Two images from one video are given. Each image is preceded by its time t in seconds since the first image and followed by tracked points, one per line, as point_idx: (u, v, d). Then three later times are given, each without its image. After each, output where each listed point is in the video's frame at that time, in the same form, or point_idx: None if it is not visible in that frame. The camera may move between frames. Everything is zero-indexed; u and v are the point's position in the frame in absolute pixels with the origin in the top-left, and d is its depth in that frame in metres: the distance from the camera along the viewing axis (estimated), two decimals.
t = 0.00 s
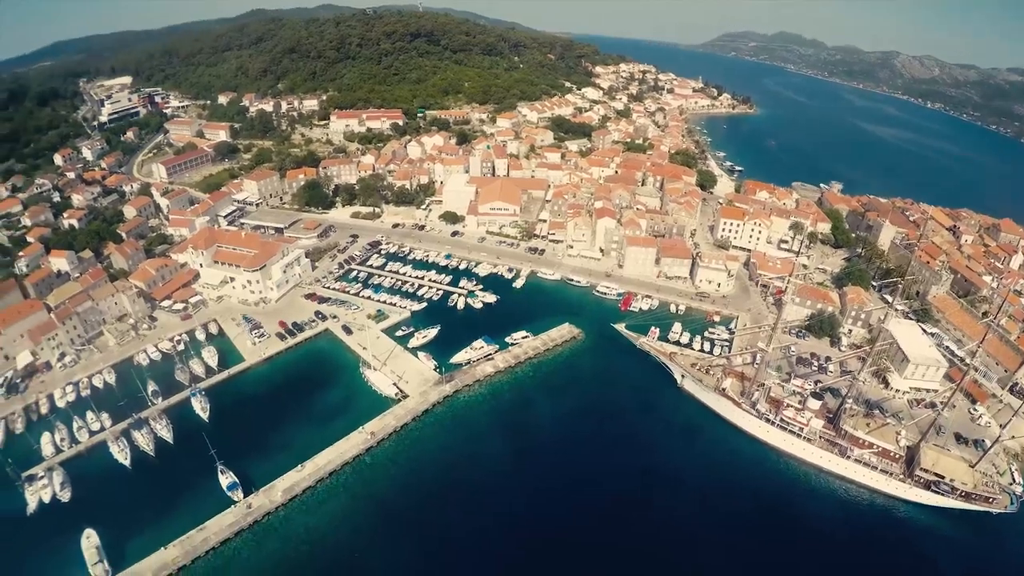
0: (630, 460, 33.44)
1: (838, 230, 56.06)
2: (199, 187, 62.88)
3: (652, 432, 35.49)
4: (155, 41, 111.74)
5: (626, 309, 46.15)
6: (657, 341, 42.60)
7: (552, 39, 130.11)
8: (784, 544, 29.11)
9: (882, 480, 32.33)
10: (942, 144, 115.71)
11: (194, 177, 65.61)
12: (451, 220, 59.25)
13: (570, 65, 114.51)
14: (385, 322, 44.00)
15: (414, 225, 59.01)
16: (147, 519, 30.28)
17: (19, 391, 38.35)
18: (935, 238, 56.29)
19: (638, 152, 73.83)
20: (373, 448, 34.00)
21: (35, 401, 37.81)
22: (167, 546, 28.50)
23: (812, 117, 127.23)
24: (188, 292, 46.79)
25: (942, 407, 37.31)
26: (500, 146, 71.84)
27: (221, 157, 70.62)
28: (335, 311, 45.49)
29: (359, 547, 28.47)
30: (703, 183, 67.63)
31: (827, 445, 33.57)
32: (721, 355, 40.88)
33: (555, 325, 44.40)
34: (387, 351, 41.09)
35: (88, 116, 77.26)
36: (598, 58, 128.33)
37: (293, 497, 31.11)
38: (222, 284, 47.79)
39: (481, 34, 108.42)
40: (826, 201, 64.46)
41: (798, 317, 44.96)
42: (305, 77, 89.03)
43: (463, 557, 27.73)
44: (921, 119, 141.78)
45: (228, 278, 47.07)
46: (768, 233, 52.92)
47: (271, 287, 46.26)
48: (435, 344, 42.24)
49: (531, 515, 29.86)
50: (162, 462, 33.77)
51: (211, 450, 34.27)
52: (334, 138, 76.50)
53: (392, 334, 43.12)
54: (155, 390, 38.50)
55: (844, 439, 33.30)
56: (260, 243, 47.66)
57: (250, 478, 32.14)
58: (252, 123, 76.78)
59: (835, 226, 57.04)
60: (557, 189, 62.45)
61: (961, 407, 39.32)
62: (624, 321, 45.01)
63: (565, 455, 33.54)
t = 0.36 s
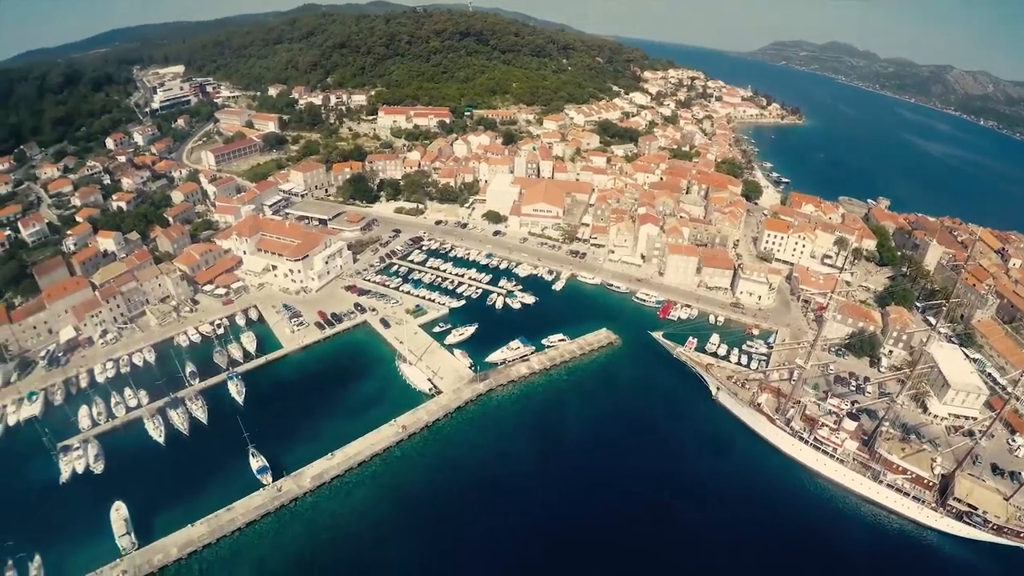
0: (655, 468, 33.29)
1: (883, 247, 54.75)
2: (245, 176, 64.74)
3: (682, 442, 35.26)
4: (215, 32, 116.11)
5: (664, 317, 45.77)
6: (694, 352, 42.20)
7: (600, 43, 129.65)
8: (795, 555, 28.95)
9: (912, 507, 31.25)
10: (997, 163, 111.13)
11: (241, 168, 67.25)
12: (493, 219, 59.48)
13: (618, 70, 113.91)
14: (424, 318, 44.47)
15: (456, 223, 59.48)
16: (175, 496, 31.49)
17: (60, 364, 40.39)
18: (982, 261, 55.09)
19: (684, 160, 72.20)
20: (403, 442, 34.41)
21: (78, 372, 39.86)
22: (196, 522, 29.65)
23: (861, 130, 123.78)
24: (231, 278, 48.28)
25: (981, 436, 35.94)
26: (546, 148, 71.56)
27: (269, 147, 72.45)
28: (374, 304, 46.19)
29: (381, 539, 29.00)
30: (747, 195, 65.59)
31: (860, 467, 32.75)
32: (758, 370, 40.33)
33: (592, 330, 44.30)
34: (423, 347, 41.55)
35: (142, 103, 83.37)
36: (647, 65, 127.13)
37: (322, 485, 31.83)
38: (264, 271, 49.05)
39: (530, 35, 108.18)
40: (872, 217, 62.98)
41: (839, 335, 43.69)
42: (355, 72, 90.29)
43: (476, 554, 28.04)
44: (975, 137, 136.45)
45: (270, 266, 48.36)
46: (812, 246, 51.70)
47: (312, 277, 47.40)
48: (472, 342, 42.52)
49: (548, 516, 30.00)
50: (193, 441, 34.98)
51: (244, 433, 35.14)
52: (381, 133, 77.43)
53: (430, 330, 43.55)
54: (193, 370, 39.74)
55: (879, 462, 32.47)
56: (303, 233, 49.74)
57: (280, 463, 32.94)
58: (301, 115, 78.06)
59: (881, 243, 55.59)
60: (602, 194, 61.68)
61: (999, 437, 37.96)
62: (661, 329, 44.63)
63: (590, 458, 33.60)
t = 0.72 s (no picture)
0: (681, 478, 32.99)
1: (930, 267, 52.98)
2: (293, 167, 66.28)
3: (715, 455, 34.78)
4: (275, 25, 120.05)
5: (703, 327, 45.32)
6: (731, 364, 41.65)
7: (651, 47, 128.03)
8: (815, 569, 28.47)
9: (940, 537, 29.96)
10: None
11: (290, 159, 69.32)
12: (537, 221, 59.90)
13: (668, 75, 110.60)
14: (462, 316, 44.93)
15: (500, 223, 59.97)
16: (206, 477, 32.85)
17: (102, 340, 42.67)
18: None
19: (730, 169, 69.43)
20: (434, 437, 34.88)
21: (120, 349, 41.97)
22: (223, 501, 31.01)
23: (915, 146, 119.29)
24: (274, 266, 49.97)
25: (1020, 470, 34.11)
26: (592, 151, 70.87)
27: (318, 140, 74.72)
28: (413, 299, 46.93)
29: (401, 532, 29.50)
30: (793, 207, 63.98)
31: (892, 493, 31.65)
32: (796, 387, 39.54)
33: (630, 336, 44.08)
34: (460, 344, 41.98)
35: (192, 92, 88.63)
36: (697, 71, 123.08)
37: (350, 474, 32.66)
38: (307, 261, 50.74)
39: (581, 38, 106.97)
40: (918, 235, 60.96)
41: (879, 356, 42.77)
42: (405, 68, 91.25)
43: (493, 552, 28.31)
44: None
45: (313, 256, 50.11)
46: (858, 263, 50.47)
47: (354, 269, 48.38)
48: (508, 342, 42.74)
49: (568, 518, 30.07)
50: (226, 423, 36.16)
51: (278, 419, 36.20)
52: (428, 130, 78.21)
53: (468, 328, 43.95)
54: (232, 355, 41.03)
55: (912, 489, 31.36)
56: (346, 226, 51.31)
57: (312, 450, 33.90)
58: (350, 110, 80.11)
59: (929, 263, 53.72)
60: (646, 200, 60.95)
61: None
62: (699, 340, 44.18)
63: (618, 463, 33.49)
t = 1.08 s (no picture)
0: (703, 485, 33.05)
1: (977, 290, 51.19)
2: (340, 159, 69.44)
3: (744, 469, 34.39)
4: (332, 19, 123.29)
5: (742, 340, 44.76)
6: (768, 379, 41.00)
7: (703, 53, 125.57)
8: None
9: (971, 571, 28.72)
10: None
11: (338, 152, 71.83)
12: (580, 224, 59.70)
13: (718, 82, 105.13)
14: (502, 315, 45.68)
15: (544, 224, 60.22)
16: (236, 457, 34.77)
17: (144, 320, 45.90)
18: None
19: (777, 180, 67.50)
20: (467, 433, 35.76)
21: (163, 329, 44.83)
22: (252, 483, 32.74)
23: (977, 165, 113.44)
24: (317, 255, 52.62)
25: None
26: (639, 157, 69.56)
27: (366, 134, 77.16)
28: (453, 296, 47.97)
29: (423, 527, 30.38)
30: (838, 221, 62.42)
31: (923, 521, 30.56)
32: (832, 406, 38.72)
33: (669, 345, 43.88)
34: (497, 343, 42.78)
35: (243, 83, 93.07)
36: (746, 79, 118.46)
37: (382, 464, 33.87)
38: (350, 253, 52.95)
39: (631, 41, 104.12)
40: (967, 258, 58.91)
41: (920, 380, 41.70)
42: (454, 66, 91.56)
43: (511, 549, 28.97)
44: None
45: (356, 249, 52.37)
46: (903, 283, 49.22)
47: (395, 263, 50.42)
48: (546, 343, 43.20)
49: (584, 519, 30.52)
50: (261, 406, 38.15)
51: (313, 406, 37.85)
52: (475, 129, 78.70)
53: (506, 327, 44.55)
54: (271, 340, 43.30)
55: (943, 519, 30.08)
56: (390, 221, 52.98)
57: (344, 439, 35.22)
58: (398, 106, 81.80)
59: (976, 285, 52.01)
60: (691, 208, 60.01)
61: None
62: (737, 352, 43.64)
63: (641, 470, 33.57)
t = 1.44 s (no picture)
0: (725, 493, 33.84)
1: None
2: (391, 153, 71.65)
3: (774, 485, 34.49)
4: (391, 15, 126.45)
5: (784, 357, 44.36)
6: (809, 399, 40.54)
7: (758, 62, 122.83)
8: None
9: None
10: None
11: (388, 147, 73.96)
12: (627, 230, 59.87)
13: (773, 91, 102.55)
14: (544, 316, 47.10)
15: (591, 228, 60.74)
16: (268, 441, 37.37)
17: (191, 301, 49.96)
18: None
19: (828, 196, 65.36)
20: (501, 432, 37.58)
21: (209, 312, 48.58)
22: (286, 466, 35.34)
23: None
24: (364, 248, 55.65)
25: None
26: (690, 164, 68.42)
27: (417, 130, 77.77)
28: (495, 295, 49.95)
29: (443, 521, 32.20)
30: (889, 239, 61.05)
31: (955, 555, 29.60)
32: (871, 431, 38.04)
33: (711, 356, 44.26)
34: (538, 345, 44.31)
35: (299, 76, 98.29)
36: (802, 91, 114.02)
37: (416, 456, 35.95)
38: (396, 247, 55.24)
39: (686, 48, 101.74)
40: None
41: (965, 409, 40.26)
42: (508, 66, 91.80)
43: (527, 548, 30.47)
44: None
45: (403, 243, 54.16)
46: (953, 307, 47.71)
47: (441, 259, 52.51)
48: (586, 348, 44.38)
49: (601, 523, 31.69)
50: (300, 391, 40.96)
51: (350, 395, 40.33)
52: (527, 130, 79.16)
53: (548, 329, 46.05)
54: (314, 328, 46.24)
55: (978, 555, 29.05)
56: (438, 217, 54.71)
57: (378, 429, 37.47)
58: (451, 104, 82.83)
59: None
60: (740, 219, 59.36)
61: None
62: (779, 369, 43.40)
63: (666, 480, 34.37)
